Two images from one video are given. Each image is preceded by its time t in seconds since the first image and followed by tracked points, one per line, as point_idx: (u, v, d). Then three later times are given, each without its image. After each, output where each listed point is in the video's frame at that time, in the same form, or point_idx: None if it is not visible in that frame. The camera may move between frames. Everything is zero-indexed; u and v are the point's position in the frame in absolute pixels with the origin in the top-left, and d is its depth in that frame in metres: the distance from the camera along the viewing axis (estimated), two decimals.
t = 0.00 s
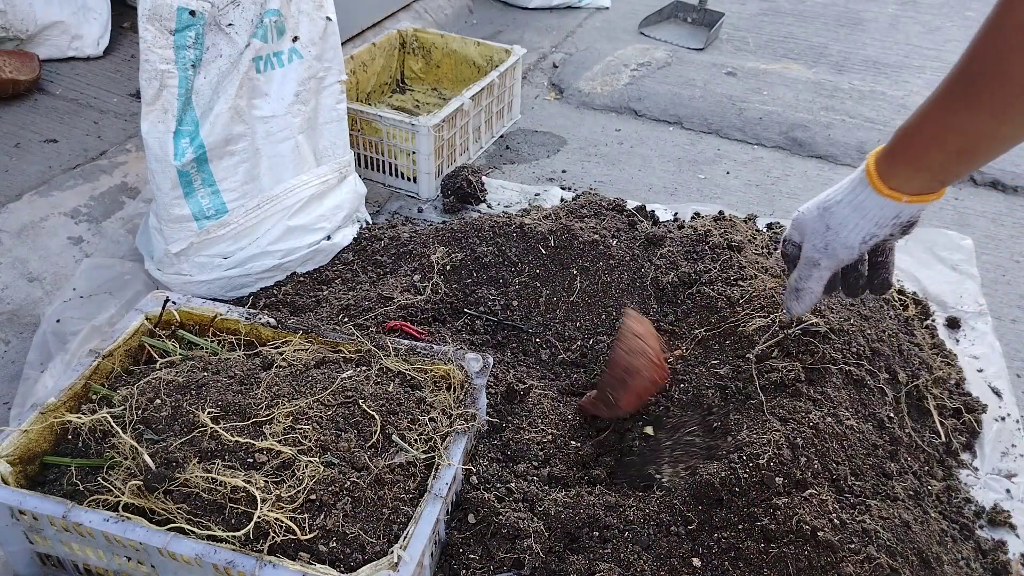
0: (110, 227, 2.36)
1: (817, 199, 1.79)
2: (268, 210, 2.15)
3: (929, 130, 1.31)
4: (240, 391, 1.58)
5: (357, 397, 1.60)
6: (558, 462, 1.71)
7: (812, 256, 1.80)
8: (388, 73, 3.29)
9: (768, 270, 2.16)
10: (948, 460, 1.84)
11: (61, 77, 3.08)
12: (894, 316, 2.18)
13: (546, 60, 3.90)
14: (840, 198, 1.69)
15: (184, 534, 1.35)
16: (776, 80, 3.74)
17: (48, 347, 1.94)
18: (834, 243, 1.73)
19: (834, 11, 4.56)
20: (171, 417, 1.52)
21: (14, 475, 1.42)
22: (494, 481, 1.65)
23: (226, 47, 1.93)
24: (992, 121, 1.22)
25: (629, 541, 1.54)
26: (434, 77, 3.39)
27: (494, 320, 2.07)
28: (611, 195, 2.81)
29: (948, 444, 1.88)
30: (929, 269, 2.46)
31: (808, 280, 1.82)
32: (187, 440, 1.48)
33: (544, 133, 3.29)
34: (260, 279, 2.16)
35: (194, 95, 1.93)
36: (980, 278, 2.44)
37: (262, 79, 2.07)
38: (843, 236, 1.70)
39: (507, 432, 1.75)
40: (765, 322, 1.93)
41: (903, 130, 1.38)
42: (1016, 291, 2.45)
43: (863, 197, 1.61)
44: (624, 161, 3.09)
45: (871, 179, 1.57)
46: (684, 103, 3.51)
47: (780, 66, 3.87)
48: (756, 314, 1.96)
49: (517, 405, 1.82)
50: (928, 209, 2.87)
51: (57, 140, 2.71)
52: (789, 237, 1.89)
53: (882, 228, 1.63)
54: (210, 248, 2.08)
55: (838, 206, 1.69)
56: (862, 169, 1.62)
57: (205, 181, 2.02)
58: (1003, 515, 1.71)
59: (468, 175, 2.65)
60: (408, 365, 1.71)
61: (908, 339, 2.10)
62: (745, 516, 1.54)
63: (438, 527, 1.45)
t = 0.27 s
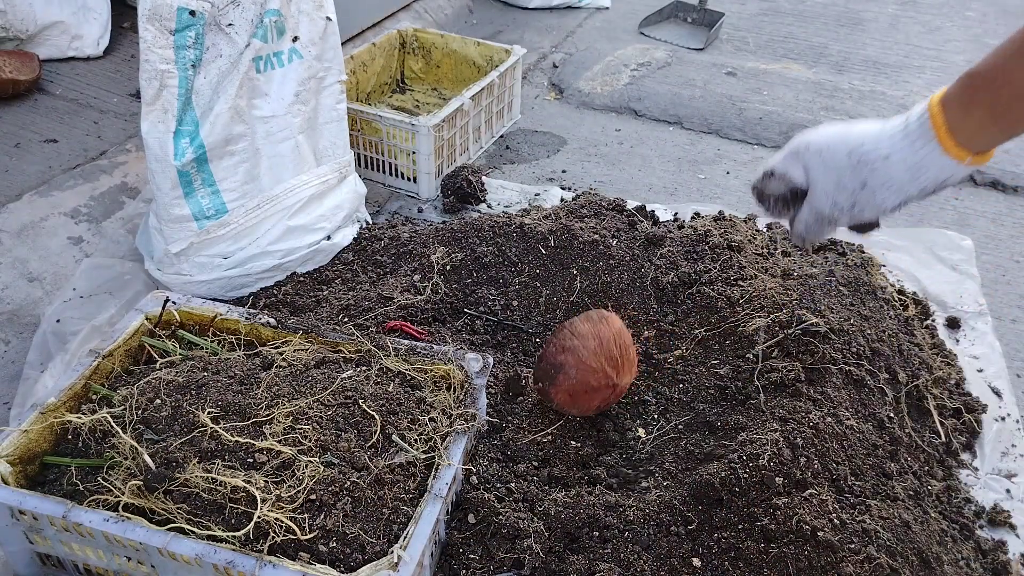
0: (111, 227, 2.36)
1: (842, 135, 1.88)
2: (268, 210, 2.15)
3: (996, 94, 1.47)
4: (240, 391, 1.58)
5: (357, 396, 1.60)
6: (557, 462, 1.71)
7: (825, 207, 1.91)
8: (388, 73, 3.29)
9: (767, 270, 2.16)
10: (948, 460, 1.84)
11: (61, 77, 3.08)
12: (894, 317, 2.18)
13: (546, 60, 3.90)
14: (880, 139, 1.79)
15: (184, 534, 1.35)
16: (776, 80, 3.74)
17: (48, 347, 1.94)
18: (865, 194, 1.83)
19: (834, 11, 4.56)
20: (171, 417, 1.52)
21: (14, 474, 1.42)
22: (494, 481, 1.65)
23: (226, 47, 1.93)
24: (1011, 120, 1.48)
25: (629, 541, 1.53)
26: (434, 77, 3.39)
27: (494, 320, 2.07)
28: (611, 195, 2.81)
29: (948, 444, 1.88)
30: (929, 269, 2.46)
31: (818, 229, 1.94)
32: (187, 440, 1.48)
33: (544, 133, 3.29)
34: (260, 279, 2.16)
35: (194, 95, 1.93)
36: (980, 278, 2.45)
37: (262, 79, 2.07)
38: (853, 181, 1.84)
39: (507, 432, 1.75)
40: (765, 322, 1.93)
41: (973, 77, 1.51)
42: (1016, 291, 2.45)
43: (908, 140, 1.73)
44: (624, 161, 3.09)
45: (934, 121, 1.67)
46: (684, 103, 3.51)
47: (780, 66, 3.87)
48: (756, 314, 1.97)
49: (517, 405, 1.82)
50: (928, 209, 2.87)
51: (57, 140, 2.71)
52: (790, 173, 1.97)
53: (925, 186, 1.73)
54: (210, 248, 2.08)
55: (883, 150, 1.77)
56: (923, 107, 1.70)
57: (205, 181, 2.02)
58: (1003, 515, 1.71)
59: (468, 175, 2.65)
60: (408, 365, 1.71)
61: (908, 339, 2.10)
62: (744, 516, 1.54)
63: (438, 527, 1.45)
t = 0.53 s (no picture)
0: (111, 227, 2.36)
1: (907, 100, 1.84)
2: (268, 210, 2.15)
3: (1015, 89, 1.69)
4: (240, 391, 1.58)
5: (357, 397, 1.60)
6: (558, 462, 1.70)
7: (972, 143, 1.51)
8: (388, 73, 3.29)
9: (767, 270, 2.16)
10: (948, 460, 1.84)
11: (61, 77, 3.08)
12: (894, 317, 2.18)
13: (546, 60, 3.90)
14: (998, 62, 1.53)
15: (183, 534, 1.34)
16: (776, 80, 3.74)
17: (48, 347, 1.94)
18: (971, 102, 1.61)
19: (834, 11, 4.56)
20: (171, 417, 1.52)
21: (14, 475, 1.42)
22: (494, 481, 1.65)
23: (226, 47, 1.93)
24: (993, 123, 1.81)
25: (629, 541, 1.54)
26: (434, 77, 3.39)
27: (494, 320, 2.07)
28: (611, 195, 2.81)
29: (948, 444, 1.88)
30: (929, 269, 2.46)
31: (956, 175, 1.55)
32: (187, 440, 1.48)
33: (544, 133, 3.29)
34: (260, 279, 2.16)
35: (194, 95, 1.93)
36: (980, 278, 2.45)
37: (262, 79, 2.06)
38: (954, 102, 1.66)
39: (507, 432, 1.75)
40: (765, 322, 1.93)
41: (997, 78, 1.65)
42: (1016, 291, 2.45)
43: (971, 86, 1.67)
44: (624, 161, 3.09)
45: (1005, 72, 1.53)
46: (684, 103, 3.51)
47: (780, 66, 3.87)
48: (756, 314, 1.97)
49: (517, 405, 1.82)
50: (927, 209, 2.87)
51: (57, 140, 2.71)
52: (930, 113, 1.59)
53: None
54: (210, 248, 2.08)
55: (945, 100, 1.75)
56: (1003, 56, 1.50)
57: (205, 181, 2.02)
58: (1003, 515, 1.71)
59: (468, 175, 2.65)
60: (408, 365, 1.71)
61: (908, 339, 2.10)
62: (745, 516, 1.55)
63: (438, 527, 1.45)
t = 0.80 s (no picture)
0: (111, 228, 2.36)
1: None
2: (268, 210, 2.15)
3: None
4: (240, 391, 1.58)
5: (357, 396, 1.60)
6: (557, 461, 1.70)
7: None
8: (388, 73, 3.29)
9: (767, 270, 2.17)
10: (948, 460, 1.84)
11: (61, 77, 3.09)
12: (894, 317, 2.18)
13: (546, 60, 3.90)
14: None
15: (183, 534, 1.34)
16: (776, 80, 3.74)
17: (48, 347, 1.94)
18: None
19: (834, 12, 4.56)
20: (171, 417, 1.52)
21: (14, 474, 1.42)
22: (494, 480, 1.65)
23: (226, 47, 1.93)
24: None
25: (629, 542, 1.54)
26: (434, 77, 3.39)
27: (494, 320, 2.07)
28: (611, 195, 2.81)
29: (948, 444, 1.88)
30: (929, 269, 2.46)
31: None
32: (187, 440, 1.48)
33: (544, 133, 3.29)
34: (260, 279, 2.17)
35: (194, 95, 1.93)
36: (980, 278, 2.45)
37: (262, 79, 2.06)
38: None
39: (507, 432, 1.76)
40: (765, 322, 1.93)
41: None
42: (1016, 291, 2.45)
43: None
44: (624, 161, 3.09)
45: None
46: (684, 103, 3.51)
47: (780, 66, 3.87)
48: (756, 314, 1.97)
49: (517, 406, 1.82)
50: (927, 209, 2.87)
51: (57, 140, 2.71)
52: None
53: None
54: (210, 248, 2.08)
55: None
56: None
57: (205, 181, 2.02)
58: (1003, 515, 1.71)
59: (468, 175, 2.65)
60: (408, 365, 1.71)
61: (908, 339, 2.10)
62: (745, 516, 1.55)
63: (438, 527, 1.45)
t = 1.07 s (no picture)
0: (111, 228, 2.36)
1: None
2: (268, 210, 2.15)
3: None
4: (240, 391, 1.58)
5: (357, 396, 1.60)
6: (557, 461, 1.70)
7: None
8: (388, 73, 3.29)
9: (767, 270, 2.17)
10: (948, 460, 1.84)
11: (61, 77, 3.09)
12: (894, 317, 2.18)
13: (546, 60, 3.90)
14: None
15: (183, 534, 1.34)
16: (776, 80, 3.74)
17: (48, 347, 1.94)
18: None
19: (834, 12, 4.56)
20: (171, 417, 1.52)
21: (14, 474, 1.42)
22: (494, 480, 1.65)
23: (226, 47, 1.93)
24: None
25: (629, 541, 1.54)
26: (434, 77, 3.39)
27: (494, 320, 2.07)
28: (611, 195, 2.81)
29: (948, 444, 1.88)
30: (929, 269, 2.46)
31: None
32: (187, 440, 1.48)
33: (544, 133, 3.29)
34: (260, 279, 2.17)
35: (194, 95, 1.93)
36: (980, 278, 2.45)
37: (262, 79, 2.06)
38: None
39: (507, 432, 1.76)
40: (765, 322, 1.93)
41: None
42: (1016, 291, 2.45)
43: None
44: (624, 161, 3.09)
45: None
46: (684, 103, 3.51)
47: (780, 66, 3.87)
48: (756, 314, 1.97)
49: (517, 406, 1.83)
50: (927, 209, 2.87)
51: (57, 140, 2.71)
52: None
53: None
54: (210, 248, 2.08)
55: None
56: None
57: (205, 181, 2.02)
58: (1003, 515, 1.71)
59: (468, 175, 2.65)
60: (408, 365, 1.71)
61: (908, 339, 2.10)
62: (745, 516, 1.55)
63: (438, 527, 1.45)
